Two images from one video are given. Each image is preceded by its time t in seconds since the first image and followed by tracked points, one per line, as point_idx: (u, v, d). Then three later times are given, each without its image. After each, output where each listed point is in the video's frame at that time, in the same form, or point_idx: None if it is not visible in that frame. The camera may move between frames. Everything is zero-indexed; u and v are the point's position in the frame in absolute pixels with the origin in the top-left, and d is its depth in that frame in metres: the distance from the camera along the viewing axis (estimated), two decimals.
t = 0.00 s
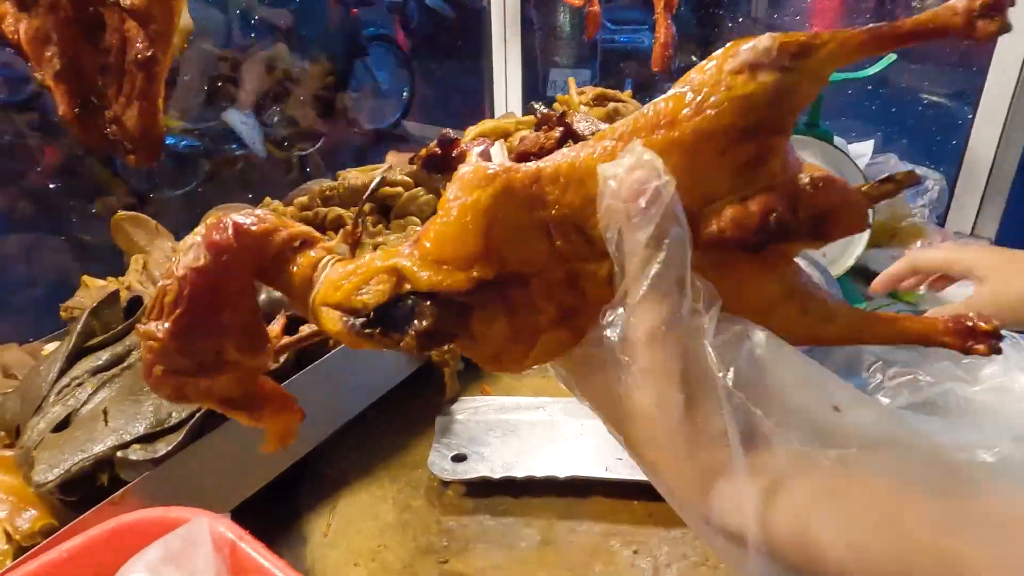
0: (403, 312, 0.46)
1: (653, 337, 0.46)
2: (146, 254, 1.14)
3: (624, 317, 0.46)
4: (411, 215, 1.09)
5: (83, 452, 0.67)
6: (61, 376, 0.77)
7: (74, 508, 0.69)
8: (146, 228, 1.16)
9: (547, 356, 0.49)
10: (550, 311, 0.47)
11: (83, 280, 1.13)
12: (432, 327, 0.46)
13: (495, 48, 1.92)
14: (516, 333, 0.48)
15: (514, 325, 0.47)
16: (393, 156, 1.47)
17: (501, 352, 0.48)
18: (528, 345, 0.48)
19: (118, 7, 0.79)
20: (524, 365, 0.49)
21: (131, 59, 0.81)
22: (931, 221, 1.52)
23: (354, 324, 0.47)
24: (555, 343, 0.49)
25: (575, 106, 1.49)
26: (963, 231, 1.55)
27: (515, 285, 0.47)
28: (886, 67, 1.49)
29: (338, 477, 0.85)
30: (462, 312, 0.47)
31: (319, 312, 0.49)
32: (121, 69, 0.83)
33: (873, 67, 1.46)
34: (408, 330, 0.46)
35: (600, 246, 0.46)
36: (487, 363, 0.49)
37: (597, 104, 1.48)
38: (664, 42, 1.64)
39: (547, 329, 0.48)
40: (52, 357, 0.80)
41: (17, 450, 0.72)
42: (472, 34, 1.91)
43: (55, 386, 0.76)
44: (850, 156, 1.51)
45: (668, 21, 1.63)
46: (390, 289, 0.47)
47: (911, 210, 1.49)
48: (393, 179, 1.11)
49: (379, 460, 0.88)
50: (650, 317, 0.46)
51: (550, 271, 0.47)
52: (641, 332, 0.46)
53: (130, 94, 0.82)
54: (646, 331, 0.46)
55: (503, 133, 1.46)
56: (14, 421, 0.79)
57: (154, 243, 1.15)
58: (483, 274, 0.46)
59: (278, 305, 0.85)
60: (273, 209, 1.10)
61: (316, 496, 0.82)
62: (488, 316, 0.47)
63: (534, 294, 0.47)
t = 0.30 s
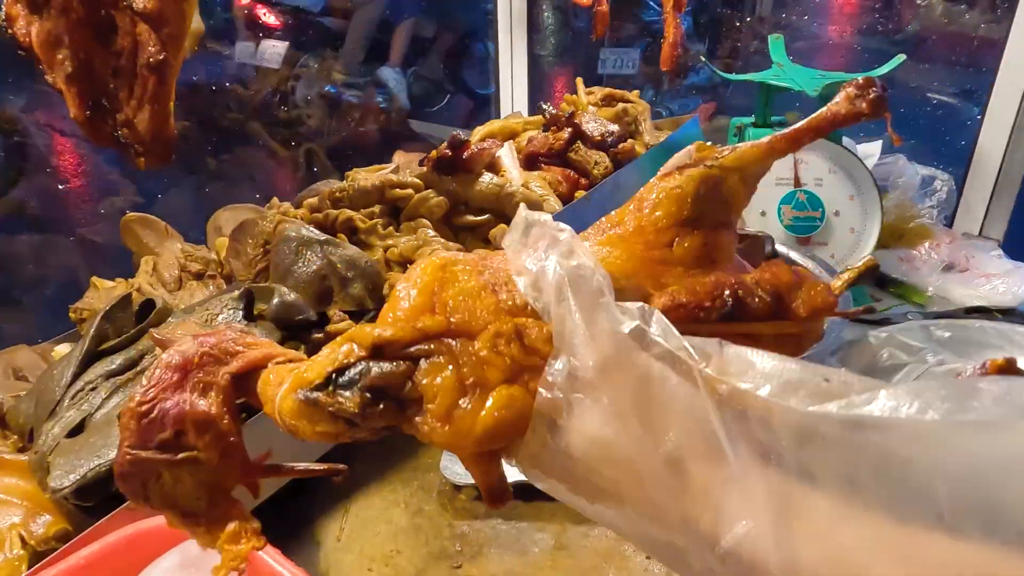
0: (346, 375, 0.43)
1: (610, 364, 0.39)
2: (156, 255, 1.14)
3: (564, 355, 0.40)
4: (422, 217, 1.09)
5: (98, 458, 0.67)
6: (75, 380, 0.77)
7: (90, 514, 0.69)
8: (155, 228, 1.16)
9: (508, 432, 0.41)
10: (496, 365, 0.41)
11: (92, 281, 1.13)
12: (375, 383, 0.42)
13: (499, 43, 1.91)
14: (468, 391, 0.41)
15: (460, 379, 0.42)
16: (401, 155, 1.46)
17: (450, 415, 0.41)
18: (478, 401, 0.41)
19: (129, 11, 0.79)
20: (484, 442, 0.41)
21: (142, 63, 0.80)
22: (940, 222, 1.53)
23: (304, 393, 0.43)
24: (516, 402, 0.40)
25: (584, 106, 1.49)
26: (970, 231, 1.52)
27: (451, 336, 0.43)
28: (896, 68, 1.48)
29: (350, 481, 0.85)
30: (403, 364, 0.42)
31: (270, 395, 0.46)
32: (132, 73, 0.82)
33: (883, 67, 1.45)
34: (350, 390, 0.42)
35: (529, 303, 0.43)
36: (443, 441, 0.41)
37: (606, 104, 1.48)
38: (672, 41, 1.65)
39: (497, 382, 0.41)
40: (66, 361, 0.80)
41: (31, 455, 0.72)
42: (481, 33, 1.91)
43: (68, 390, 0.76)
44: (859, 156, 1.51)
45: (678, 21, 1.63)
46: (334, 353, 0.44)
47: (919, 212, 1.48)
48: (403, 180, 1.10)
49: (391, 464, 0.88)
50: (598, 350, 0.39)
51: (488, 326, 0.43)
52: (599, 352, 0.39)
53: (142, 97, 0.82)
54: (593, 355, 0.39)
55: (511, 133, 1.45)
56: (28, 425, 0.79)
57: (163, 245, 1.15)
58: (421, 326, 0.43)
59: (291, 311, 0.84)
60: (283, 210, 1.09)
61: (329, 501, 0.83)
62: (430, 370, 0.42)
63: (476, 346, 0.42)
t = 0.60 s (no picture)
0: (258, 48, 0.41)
1: (570, 78, 0.43)
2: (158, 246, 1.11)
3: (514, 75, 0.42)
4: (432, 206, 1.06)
5: (98, 453, 0.64)
6: (74, 371, 0.74)
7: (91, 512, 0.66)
8: (158, 218, 1.13)
9: (432, 129, 0.39)
10: (444, 66, 0.39)
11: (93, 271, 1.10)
12: (296, 52, 0.41)
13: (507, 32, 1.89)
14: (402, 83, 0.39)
15: (401, 65, 0.39)
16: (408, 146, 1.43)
17: (378, 98, 0.39)
18: (411, 88, 0.39)
19: None
20: (403, 147, 0.39)
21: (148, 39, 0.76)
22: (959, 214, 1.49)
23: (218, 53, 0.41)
24: (452, 100, 0.39)
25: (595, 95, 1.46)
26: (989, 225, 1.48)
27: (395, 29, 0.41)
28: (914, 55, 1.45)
29: (360, 478, 0.82)
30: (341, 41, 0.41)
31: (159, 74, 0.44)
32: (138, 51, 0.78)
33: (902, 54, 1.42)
34: (262, 51, 0.41)
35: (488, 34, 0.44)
36: (358, 132, 0.39)
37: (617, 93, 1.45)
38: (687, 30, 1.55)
39: (441, 80, 0.39)
40: (65, 352, 0.77)
41: (29, 449, 0.69)
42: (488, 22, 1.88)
43: (67, 382, 0.73)
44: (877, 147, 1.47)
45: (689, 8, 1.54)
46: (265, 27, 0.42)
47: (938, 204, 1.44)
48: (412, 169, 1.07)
49: (402, 462, 0.84)
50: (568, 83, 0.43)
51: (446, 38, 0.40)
52: (576, 115, 0.42)
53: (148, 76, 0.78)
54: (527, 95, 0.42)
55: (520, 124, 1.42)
56: (25, 418, 0.76)
57: (166, 234, 1.12)
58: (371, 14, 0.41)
59: (297, 300, 0.81)
60: (289, 200, 1.06)
61: (338, 499, 0.79)
62: (362, 54, 0.40)
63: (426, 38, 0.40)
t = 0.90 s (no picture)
0: (223, 236, 0.45)
1: (498, 241, 0.46)
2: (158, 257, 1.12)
3: (444, 236, 0.46)
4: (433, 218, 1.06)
5: (97, 475, 0.64)
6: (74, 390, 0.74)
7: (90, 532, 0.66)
8: (158, 229, 1.11)
9: (388, 300, 0.43)
10: (393, 239, 0.45)
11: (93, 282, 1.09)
12: (258, 237, 0.45)
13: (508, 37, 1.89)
14: (349, 263, 0.44)
15: (354, 244, 0.45)
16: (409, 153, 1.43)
17: (333, 275, 0.44)
18: (365, 264, 0.44)
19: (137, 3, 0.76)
20: (358, 317, 0.43)
21: (151, 57, 0.78)
22: (962, 222, 1.49)
23: (180, 244, 0.45)
24: (397, 266, 0.44)
25: (596, 103, 1.46)
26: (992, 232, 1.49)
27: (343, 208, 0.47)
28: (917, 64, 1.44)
29: (360, 495, 0.82)
30: (297, 225, 0.46)
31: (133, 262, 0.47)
32: (142, 67, 0.80)
33: (904, 62, 1.42)
34: (225, 242, 0.45)
35: (416, 202, 0.48)
36: (316, 307, 0.43)
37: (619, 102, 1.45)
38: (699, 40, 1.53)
39: (391, 253, 0.44)
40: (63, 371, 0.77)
41: (28, 469, 0.69)
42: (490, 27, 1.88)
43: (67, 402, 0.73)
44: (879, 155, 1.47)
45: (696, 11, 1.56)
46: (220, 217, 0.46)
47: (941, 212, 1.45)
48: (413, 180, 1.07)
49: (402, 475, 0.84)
50: (487, 235, 0.46)
51: (385, 213, 0.46)
52: (494, 238, 0.46)
53: (151, 93, 0.80)
54: (478, 246, 0.45)
55: (521, 130, 1.42)
56: (25, 436, 0.76)
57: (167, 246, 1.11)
58: (320, 198, 0.47)
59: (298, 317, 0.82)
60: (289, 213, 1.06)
61: (338, 514, 0.79)
62: (317, 235, 0.45)
63: (365, 219, 0.46)
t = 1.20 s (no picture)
0: (226, 286, 0.49)
1: (471, 309, 0.48)
2: (161, 257, 1.13)
3: (422, 297, 0.49)
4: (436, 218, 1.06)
5: (101, 477, 0.65)
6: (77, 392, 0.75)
7: (93, 532, 0.67)
8: (160, 229, 1.13)
9: (370, 355, 0.46)
10: (378, 301, 0.48)
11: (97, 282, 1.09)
12: (254, 290, 0.48)
13: (510, 34, 1.90)
14: (336, 320, 0.47)
15: (341, 300, 0.48)
16: (410, 151, 1.43)
17: (322, 328, 0.47)
18: (350, 320, 0.47)
19: (133, 7, 0.76)
20: (341, 370, 0.45)
21: (151, 60, 0.77)
22: (965, 222, 1.49)
23: (184, 293, 0.49)
24: (383, 326, 0.46)
25: (599, 103, 1.46)
26: (995, 232, 1.49)
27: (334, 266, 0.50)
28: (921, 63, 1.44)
29: (361, 496, 0.82)
30: (292, 281, 0.49)
31: (137, 307, 0.51)
32: (139, 72, 0.80)
33: (908, 62, 1.41)
34: (225, 292, 0.48)
35: (401, 267, 0.51)
36: (303, 356, 0.46)
37: (621, 101, 1.45)
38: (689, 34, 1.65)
39: (375, 311, 0.47)
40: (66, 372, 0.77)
41: (32, 470, 0.69)
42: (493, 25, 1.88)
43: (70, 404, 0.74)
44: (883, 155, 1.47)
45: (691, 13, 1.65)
46: (222, 269, 0.50)
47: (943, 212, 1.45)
48: (415, 181, 1.07)
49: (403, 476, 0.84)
50: (461, 300, 0.49)
51: (372, 274, 0.49)
52: (470, 305, 0.49)
53: (151, 96, 0.80)
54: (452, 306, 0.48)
55: (523, 130, 1.42)
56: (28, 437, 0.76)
57: (169, 246, 1.13)
58: (316, 258, 0.50)
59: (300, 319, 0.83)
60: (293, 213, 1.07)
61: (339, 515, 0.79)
62: (309, 290, 0.49)
63: (354, 278, 0.49)
